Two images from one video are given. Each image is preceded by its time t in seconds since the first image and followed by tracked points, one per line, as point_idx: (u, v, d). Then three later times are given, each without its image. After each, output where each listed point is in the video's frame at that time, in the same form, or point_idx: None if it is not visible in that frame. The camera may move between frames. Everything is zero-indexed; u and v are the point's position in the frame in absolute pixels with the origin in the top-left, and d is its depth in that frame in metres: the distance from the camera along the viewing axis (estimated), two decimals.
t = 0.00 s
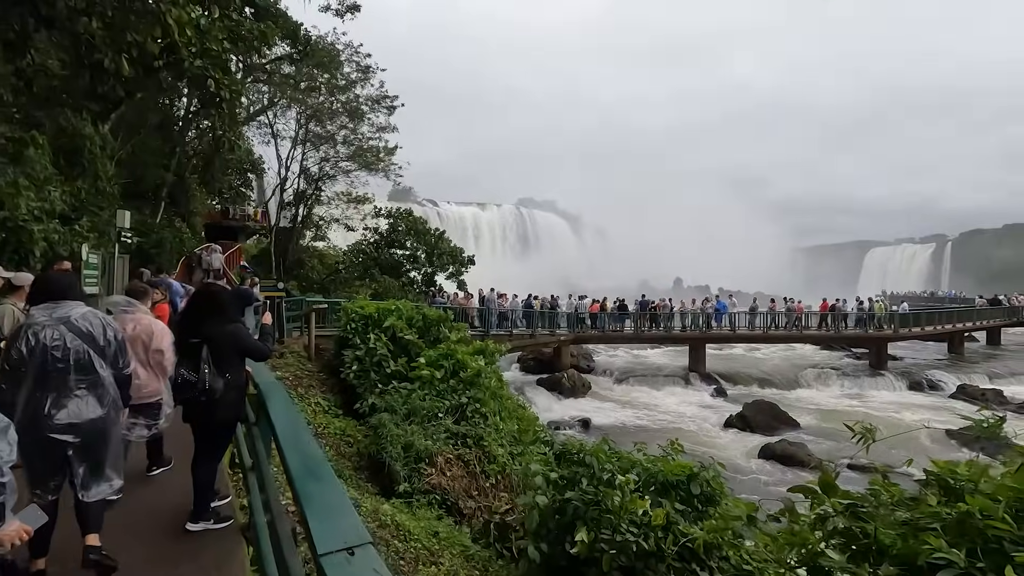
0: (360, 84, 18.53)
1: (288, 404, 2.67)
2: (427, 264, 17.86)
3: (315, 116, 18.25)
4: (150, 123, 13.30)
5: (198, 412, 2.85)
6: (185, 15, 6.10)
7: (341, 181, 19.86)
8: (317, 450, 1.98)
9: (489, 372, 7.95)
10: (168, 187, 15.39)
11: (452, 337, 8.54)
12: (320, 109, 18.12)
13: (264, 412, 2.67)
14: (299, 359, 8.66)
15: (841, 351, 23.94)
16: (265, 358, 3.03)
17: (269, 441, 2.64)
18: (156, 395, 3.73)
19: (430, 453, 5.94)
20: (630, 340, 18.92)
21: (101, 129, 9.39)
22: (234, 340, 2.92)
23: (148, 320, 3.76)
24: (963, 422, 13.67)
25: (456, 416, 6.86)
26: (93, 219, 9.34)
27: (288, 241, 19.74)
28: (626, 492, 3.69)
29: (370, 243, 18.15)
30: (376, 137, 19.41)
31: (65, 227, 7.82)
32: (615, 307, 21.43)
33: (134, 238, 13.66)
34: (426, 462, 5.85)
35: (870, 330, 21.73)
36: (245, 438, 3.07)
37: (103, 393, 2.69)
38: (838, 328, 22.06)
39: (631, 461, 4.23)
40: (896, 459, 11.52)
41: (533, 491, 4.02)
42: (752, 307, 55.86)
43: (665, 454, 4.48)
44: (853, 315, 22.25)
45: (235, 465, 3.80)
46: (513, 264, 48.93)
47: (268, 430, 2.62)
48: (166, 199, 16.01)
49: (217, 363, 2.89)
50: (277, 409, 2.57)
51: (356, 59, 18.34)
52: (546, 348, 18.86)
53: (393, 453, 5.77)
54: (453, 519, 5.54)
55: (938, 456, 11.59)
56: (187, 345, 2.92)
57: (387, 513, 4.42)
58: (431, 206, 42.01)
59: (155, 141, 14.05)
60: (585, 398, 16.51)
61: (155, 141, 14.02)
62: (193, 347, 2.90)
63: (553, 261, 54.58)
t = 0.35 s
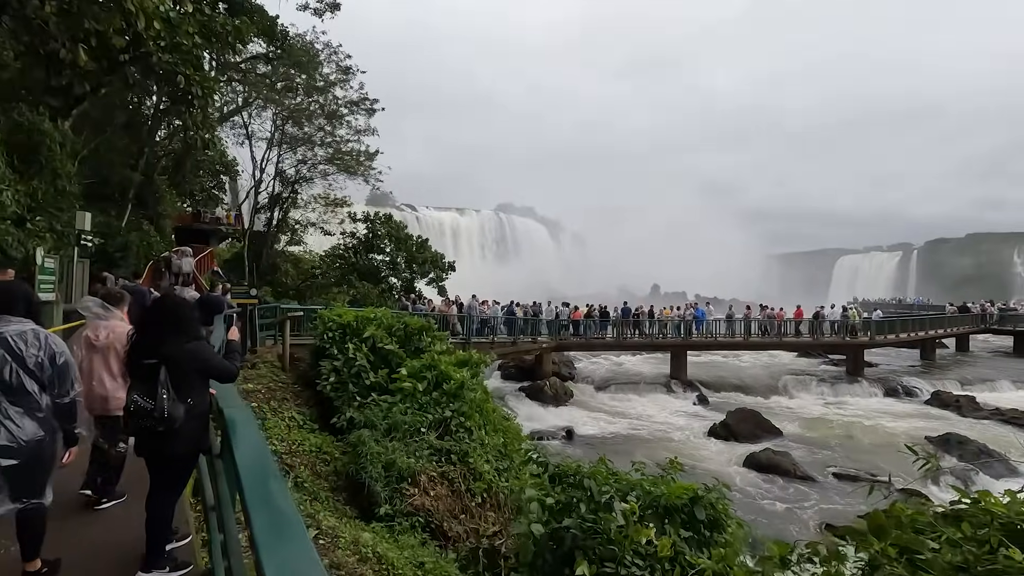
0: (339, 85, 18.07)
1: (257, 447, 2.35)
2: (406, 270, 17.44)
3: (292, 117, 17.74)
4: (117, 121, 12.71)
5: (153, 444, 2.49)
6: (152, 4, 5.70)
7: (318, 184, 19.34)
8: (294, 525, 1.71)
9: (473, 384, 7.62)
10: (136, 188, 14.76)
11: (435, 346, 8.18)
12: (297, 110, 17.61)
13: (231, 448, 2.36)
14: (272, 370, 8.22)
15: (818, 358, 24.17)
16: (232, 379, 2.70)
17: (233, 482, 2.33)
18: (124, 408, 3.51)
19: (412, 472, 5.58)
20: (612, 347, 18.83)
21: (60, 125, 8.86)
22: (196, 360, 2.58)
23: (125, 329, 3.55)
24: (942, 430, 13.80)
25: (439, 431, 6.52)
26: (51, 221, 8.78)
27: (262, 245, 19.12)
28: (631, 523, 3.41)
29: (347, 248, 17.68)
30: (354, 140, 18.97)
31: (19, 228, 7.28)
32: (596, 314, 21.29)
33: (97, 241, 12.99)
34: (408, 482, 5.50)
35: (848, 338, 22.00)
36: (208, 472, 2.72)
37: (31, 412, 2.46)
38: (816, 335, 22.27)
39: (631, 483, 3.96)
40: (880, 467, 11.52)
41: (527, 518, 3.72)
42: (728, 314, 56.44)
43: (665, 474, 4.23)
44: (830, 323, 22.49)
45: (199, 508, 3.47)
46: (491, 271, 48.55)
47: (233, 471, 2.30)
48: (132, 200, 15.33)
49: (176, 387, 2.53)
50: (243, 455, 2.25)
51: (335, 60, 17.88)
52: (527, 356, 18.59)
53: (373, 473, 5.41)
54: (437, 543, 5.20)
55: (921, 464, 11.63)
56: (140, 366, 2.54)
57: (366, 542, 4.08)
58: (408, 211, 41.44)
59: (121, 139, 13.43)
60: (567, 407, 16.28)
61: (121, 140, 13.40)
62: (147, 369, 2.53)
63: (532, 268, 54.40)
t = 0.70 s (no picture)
0: (322, 89, 17.73)
1: (246, 473, 2.05)
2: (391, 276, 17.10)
3: (274, 121, 17.32)
4: (90, 122, 12.21)
5: (123, 470, 2.19)
6: None
7: (301, 189, 18.89)
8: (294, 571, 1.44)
9: (466, 393, 7.35)
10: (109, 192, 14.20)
11: (425, 354, 7.89)
12: (279, 113, 17.20)
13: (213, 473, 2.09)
14: (253, 381, 7.84)
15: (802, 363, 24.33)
16: (215, 395, 2.43)
17: (218, 513, 2.03)
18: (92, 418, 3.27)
19: (405, 487, 5.30)
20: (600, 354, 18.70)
21: (27, 123, 8.40)
22: (176, 373, 2.32)
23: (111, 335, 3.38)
24: (929, 435, 13.89)
25: (432, 443, 6.25)
26: (15, 224, 8.29)
27: (242, 251, 18.59)
28: (648, 542, 3.19)
29: (330, 255, 17.30)
30: (338, 145, 18.61)
31: None
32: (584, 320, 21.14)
33: (68, 247, 12.43)
34: (401, 498, 5.21)
35: (831, 342, 22.18)
36: (187, 502, 2.43)
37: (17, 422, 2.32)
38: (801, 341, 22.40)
39: (644, 498, 3.74)
40: (871, 472, 11.50)
41: (535, 538, 3.48)
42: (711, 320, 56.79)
43: (676, 488, 4.02)
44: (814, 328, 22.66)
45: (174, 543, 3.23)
46: (473, 277, 48.19)
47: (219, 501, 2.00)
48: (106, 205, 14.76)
49: (152, 403, 2.26)
50: (232, 487, 1.93)
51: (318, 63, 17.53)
52: (515, 363, 18.33)
53: (365, 489, 5.12)
54: (434, 563, 4.93)
55: (911, 468, 11.64)
56: (109, 380, 2.26)
57: (361, 567, 3.80)
58: (390, 217, 40.89)
59: (93, 141, 12.92)
60: (556, 414, 16.04)
61: (94, 142, 12.87)
62: (118, 383, 2.25)
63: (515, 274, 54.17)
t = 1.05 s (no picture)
0: (314, 94, 17.42)
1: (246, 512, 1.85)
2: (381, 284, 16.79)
3: (262, 126, 17.00)
4: (72, 125, 11.85)
5: (105, 510, 1.98)
6: None
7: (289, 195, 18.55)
8: None
9: (464, 406, 7.10)
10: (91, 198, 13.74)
11: (421, 365, 7.63)
12: (268, 118, 16.89)
13: (210, 513, 1.90)
14: (242, 394, 7.53)
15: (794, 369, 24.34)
16: (210, 423, 2.24)
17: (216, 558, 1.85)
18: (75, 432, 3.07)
19: (405, 508, 5.04)
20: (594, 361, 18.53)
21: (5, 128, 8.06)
22: (169, 402, 2.11)
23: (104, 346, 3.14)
24: (924, 441, 13.87)
25: (431, 459, 6.00)
26: None
27: (228, 259, 18.18)
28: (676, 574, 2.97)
29: (320, 262, 16.97)
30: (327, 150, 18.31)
31: None
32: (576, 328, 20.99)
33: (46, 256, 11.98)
34: (401, 520, 4.95)
35: (823, 349, 22.22)
36: (174, 538, 2.24)
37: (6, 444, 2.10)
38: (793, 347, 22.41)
39: (666, 522, 3.53)
40: (870, 479, 11.41)
41: (553, 567, 3.25)
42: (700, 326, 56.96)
43: (696, 508, 3.81)
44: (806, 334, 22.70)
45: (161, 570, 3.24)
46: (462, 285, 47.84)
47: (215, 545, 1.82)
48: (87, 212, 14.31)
49: (141, 434, 2.05)
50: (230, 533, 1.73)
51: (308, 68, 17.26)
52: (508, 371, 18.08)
53: (364, 511, 4.85)
54: None
55: (909, 475, 11.57)
56: (92, 409, 2.02)
57: None
58: (378, 224, 40.46)
59: (75, 146, 12.49)
60: (550, 424, 15.82)
61: (76, 146, 12.48)
62: (102, 412, 2.01)
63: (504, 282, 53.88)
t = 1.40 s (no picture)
0: (315, 91, 17.23)
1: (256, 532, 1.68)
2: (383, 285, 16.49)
3: (262, 124, 16.76)
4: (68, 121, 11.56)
5: (100, 536, 1.75)
6: None
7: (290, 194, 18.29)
8: None
9: (474, 410, 6.82)
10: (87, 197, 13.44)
11: (428, 368, 7.37)
12: (268, 116, 16.65)
13: (217, 536, 1.70)
14: (242, 397, 7.28)
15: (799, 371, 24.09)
16: (216, 433, 2.00)
17: None
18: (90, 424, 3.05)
19: (416, 519, 4.77)
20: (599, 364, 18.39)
21: None
22: (173, 410, 1.87)
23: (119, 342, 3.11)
24: (936, 445, 13.63)
25: (441, 466, 5.75)
26: None
27: (228, 259, 17.93)
28: None
29: (320, 263, 16.72)
30: (328, 149, 18.07)
31: None
32: (579, 330, 20.75)
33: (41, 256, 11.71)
34: (413, 531, 4.69)
35: (827, 350, 21.99)
36: (176, 563, 2.02)
37: None
38: (798, 349, 22.15)
39: (705, 536, 3.27)
40: (883, 484, 11.17)
41: None
42: (701, 329, 56.75)
43: (730, 523, 3.57)
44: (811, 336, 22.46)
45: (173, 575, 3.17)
46: (461, 287, 47.61)
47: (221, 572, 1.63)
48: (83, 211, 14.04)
49: (141, 449, 1.83)
50: (238, 555, 1.55)
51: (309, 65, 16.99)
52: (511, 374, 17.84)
53: (373, 522, 4.60)
54: None
55: (923, 480, 11.33)
56: (87, 420, 1.79)
57: None
58: (377, 225, 40.17)
59: (70, 145, 12.25)
60: (555, 427, 15.56)
61: (72, 144, 12.21)
62: (99, 423, 1.79)
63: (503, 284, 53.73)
